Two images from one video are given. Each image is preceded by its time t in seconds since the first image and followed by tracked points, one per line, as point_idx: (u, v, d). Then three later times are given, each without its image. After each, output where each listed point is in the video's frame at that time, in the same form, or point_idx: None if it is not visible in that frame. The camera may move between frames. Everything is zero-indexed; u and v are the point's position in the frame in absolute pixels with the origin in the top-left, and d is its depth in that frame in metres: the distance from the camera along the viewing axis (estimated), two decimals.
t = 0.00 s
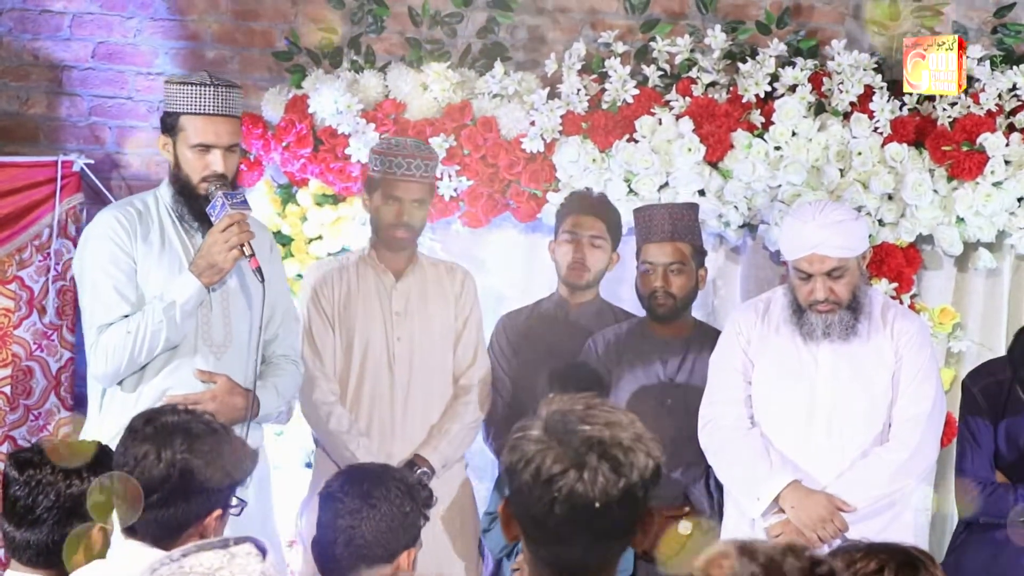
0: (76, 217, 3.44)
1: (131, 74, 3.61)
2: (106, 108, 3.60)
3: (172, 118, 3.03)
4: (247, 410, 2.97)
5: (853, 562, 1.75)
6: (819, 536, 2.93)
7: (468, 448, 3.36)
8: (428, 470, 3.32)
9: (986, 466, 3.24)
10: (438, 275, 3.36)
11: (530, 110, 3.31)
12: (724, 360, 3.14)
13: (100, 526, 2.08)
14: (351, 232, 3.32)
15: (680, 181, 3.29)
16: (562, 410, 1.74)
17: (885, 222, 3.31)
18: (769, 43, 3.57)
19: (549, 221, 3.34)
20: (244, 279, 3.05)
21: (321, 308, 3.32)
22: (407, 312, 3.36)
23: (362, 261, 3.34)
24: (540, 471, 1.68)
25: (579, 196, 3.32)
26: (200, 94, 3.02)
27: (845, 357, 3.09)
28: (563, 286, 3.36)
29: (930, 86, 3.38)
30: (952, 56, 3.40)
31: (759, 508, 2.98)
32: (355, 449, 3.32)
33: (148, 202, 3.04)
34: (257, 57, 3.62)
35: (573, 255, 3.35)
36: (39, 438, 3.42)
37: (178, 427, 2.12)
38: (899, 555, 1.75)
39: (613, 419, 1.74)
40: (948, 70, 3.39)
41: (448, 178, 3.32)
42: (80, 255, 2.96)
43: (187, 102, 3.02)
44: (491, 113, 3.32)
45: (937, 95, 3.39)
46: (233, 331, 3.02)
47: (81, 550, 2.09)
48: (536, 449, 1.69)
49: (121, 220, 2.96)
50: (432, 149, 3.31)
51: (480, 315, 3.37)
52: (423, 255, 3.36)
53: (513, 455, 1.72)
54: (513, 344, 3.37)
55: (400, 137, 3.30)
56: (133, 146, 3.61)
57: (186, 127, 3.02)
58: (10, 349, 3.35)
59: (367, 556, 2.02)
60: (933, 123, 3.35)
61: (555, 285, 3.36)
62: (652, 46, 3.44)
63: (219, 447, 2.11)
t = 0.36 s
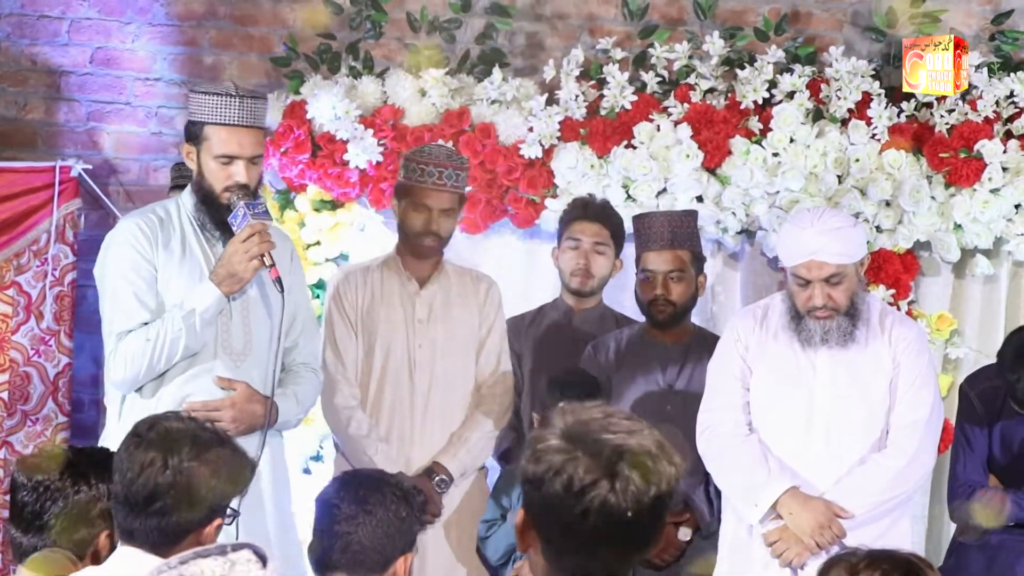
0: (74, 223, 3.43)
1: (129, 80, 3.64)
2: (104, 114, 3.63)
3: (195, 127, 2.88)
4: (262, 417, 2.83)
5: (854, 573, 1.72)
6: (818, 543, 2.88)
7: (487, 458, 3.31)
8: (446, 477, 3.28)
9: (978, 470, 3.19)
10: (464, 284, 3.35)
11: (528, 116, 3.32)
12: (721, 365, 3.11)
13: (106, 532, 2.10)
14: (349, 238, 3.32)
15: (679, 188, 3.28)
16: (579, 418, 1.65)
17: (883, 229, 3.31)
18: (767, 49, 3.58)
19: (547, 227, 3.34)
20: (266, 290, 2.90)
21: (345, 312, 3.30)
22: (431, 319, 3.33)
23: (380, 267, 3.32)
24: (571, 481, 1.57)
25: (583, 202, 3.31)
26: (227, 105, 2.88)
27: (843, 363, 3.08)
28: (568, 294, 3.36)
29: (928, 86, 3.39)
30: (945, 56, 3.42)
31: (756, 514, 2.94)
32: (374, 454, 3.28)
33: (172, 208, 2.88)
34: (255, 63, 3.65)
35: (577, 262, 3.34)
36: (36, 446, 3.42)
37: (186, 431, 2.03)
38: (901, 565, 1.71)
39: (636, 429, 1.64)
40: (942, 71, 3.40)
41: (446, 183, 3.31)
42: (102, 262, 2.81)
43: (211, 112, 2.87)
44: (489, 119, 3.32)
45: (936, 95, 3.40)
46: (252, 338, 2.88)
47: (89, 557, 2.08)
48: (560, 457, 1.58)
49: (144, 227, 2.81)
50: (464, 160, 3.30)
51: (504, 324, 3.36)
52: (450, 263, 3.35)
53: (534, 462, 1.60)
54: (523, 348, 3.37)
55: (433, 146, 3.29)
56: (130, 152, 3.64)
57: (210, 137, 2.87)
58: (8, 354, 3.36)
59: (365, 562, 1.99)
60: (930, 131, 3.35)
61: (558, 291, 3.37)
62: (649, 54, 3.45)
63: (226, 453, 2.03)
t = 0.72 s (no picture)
0: (68, 229, 3.49)
1: (124, 86, 3.69)
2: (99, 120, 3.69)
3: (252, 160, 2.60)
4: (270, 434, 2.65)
5: None
6: (813, 548, 2.87)
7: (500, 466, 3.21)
8: (454, 485, 3.17)
9: (975, 475, 3.17)
10: (483, 289, 3.33)
11: (523, 121, 3.32)
12: (717, 369, 3.11)
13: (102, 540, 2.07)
14: (344, 245, 3.35)
15: (673, 193, 3.28)
16: (591, 425, 1.67)
17: (878, 234, 3.31)
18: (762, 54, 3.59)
19: (543, 232, 3.34)
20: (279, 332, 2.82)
21: (361, 315, 3.26)
22: (447, 324, 3.28)
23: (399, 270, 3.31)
24: (611, 484, 1.57)
25: (588, 209, 3.31)
26: (291, 155, 2.60)
27: (839, 368, 3.07)
28: (575, 301, 3.37)
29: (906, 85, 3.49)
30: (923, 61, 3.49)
31: (752, 519, 2.93)
32: (383, 459, 3.18)
33: (199, 220, 2.65)
34: (250, 68, 3.69)
35: (584, 269, 3.35)
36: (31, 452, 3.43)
37: (174, 442, 2.02)
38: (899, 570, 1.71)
39: (648, 433, 1.66)
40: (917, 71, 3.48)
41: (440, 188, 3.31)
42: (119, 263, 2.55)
43: (271, 157, 2.60)
44: (485, 124, 3.33)
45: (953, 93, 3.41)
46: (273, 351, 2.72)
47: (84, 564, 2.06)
48: (593, 463, 1.59)
49: (172, 241, 2.58)
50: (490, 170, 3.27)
51: (521, 332, 3.33)
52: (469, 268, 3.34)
53: (561, 471, 1.59)
54: (534, 352, 3.38)
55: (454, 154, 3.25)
56: (125, 157, 3.70)
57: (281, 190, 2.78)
58: (3, 360, 3.36)
59: (367, 567, 1.99)
60: (924, 135, 3.35)
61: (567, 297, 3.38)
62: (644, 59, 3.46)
63: (217, 465, 2.03)
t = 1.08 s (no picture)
0: (63, 230, 3.49)
1: (118, 86, 3.69)
2: (93, 121, 3.70)
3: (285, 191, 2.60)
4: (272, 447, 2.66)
5: None
6: (807, 550, 2.87)
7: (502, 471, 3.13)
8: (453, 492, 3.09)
9: (976, 475, 3.15)
10: (498, 295, 3.26)
11: (518, 123, 3.32)
12: (712, 371, 3.11)
13: (88, 539, 1.99)
14: (344, 248, 3.40)
15: (668, 195, 3.27)
16: (584, 425, 1.66)
17: (873, 236, 3.31)
18: (757, 56, 3.58)
19: (537, 233, 3.36)
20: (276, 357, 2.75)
21: (373, 316, 3.21)
22: (457, 328, 3.22)
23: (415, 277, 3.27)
24: (607, 484, 1.57)
25: (598, 213, 3.30)
26: (323, 193, 2.58)
27: (832, 371, 3.06)
28: (586, 305, 3.39)
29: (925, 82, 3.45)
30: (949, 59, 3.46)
31: (747, 521, 2.92)
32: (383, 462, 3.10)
33: (222, 228, 2.70)
34: (245, 69, 3.68)
35: (593, 272, 3.36)
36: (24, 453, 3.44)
37: (166, 446, 2.00)
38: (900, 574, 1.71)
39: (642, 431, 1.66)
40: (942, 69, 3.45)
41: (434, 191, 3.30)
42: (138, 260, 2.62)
43: (306, 192, 2.58)
44: (480, 126, 3.33)
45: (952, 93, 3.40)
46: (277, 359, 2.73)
47: (68, 564, 1.98)
48: (590, 464, 1.58)
49: (190, 249, 2.64)
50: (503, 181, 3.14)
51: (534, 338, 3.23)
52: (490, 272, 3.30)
53: (557, 472, 1.58)
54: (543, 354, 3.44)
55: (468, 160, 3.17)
56: (120, 158, 3.70)
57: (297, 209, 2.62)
58: None
59: (371, 570, 1.93)
60: (920, 139, 3.37)
61: (578, 302, 3.43)
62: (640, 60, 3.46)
63: (212, 467, 2.01)
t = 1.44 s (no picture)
0: (62, 230, 3.49)
1: (117, 87, 3.69)
2: (92, 121, 3.69)
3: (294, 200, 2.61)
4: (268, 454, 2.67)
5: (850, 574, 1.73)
6: (805, 552, 2.86)
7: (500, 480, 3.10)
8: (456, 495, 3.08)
9: (968, 477, 3.15)
10: (508, 300, 3.25)
11: (517, 125, 3.32)
12: (710, 373, 3.10)
13: (83, 537, 1.94)
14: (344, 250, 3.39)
15: (667, 197, 3.27)
16: (552, 423, 1.64)
17: (872, 239, 3.32)
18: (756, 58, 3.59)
19: (535, 236, 3.35)
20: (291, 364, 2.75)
21: (383, 320, 3.20)
22: (465, 332, 3.22)
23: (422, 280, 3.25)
24: (573, 484, 1.55)
25: (610, 217, 3.30)
26: (331, 202, 2.58)
27: (832, 374, 3.06)
28: (596, 307, 3.37)
29: (928, 86, 3.40)
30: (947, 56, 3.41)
31: (744, 524, 2.92)
32: (386, 464, 3.11)
33: (230, 233, 2.71)
34: (245, 71, 3.68)
35: (604, 276, 3.35)
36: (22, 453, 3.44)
37: (167, 447, 2.01)
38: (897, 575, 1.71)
39: (613, 427, 1.64)
40: (943, 70, 3.39)
41: (434, 193, 3.30)
42: (143, 266, 2.63)
43: (314, 201, 2.59)
44: (479, 127, 3.33)
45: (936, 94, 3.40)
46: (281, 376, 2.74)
47: (64, 565, 1.93)
48: (556, 463, 1.56)
49: (198, 252, 2.64)
50: (509, 190, 3.14)
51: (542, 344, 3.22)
52: (499, 277, 3.26)
53: (524, 473, 1.57)
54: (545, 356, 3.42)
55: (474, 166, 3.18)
56: (119, 158, 3.70)
57: (300, 218, 2.62)
58: None
59: (377, 570, 1.92)
60: (920, 142, 3.37)
61: (588, 304, 3.39)
62: (638, 62, 3.46)
63: (212, 469, 2.01)
